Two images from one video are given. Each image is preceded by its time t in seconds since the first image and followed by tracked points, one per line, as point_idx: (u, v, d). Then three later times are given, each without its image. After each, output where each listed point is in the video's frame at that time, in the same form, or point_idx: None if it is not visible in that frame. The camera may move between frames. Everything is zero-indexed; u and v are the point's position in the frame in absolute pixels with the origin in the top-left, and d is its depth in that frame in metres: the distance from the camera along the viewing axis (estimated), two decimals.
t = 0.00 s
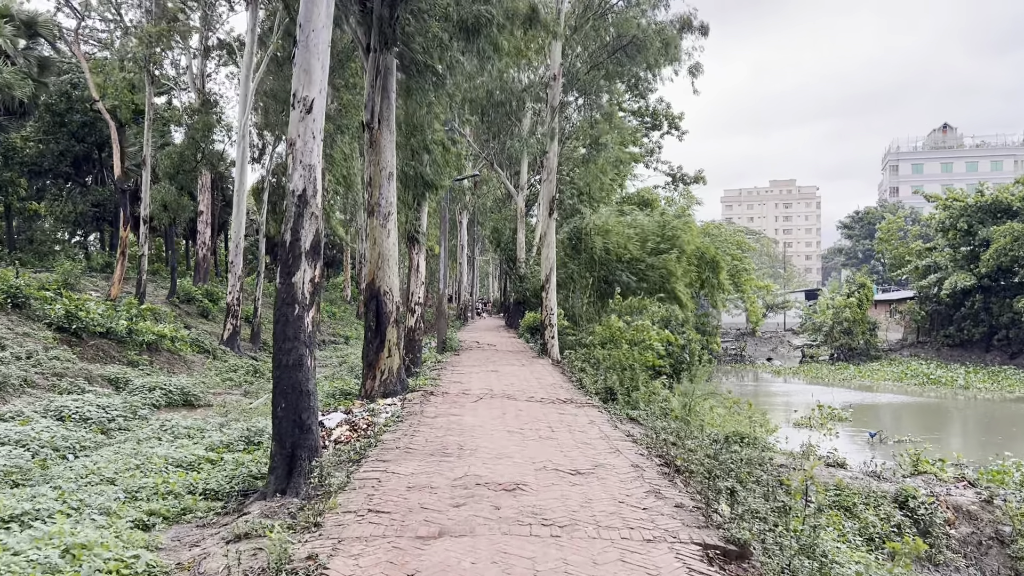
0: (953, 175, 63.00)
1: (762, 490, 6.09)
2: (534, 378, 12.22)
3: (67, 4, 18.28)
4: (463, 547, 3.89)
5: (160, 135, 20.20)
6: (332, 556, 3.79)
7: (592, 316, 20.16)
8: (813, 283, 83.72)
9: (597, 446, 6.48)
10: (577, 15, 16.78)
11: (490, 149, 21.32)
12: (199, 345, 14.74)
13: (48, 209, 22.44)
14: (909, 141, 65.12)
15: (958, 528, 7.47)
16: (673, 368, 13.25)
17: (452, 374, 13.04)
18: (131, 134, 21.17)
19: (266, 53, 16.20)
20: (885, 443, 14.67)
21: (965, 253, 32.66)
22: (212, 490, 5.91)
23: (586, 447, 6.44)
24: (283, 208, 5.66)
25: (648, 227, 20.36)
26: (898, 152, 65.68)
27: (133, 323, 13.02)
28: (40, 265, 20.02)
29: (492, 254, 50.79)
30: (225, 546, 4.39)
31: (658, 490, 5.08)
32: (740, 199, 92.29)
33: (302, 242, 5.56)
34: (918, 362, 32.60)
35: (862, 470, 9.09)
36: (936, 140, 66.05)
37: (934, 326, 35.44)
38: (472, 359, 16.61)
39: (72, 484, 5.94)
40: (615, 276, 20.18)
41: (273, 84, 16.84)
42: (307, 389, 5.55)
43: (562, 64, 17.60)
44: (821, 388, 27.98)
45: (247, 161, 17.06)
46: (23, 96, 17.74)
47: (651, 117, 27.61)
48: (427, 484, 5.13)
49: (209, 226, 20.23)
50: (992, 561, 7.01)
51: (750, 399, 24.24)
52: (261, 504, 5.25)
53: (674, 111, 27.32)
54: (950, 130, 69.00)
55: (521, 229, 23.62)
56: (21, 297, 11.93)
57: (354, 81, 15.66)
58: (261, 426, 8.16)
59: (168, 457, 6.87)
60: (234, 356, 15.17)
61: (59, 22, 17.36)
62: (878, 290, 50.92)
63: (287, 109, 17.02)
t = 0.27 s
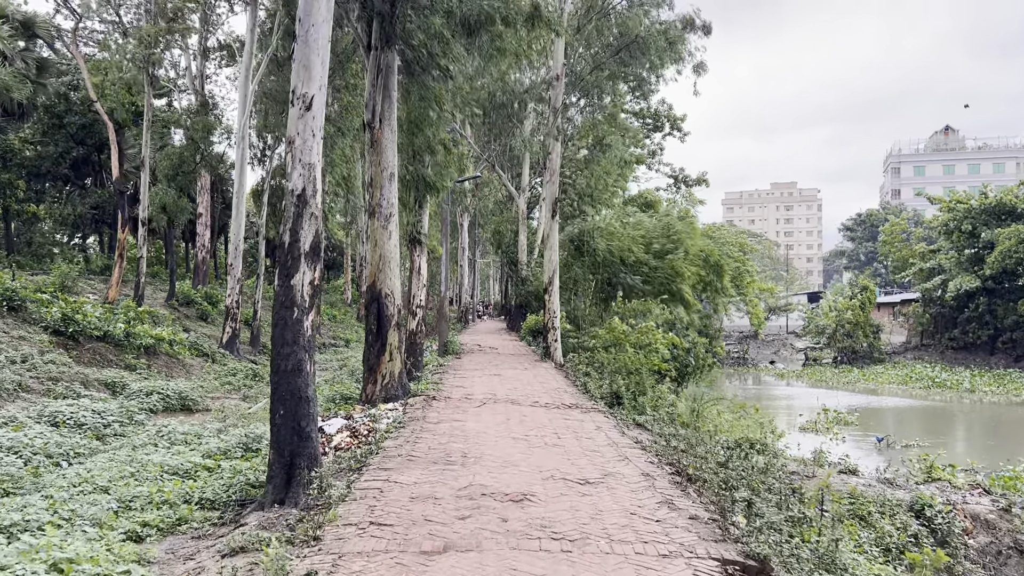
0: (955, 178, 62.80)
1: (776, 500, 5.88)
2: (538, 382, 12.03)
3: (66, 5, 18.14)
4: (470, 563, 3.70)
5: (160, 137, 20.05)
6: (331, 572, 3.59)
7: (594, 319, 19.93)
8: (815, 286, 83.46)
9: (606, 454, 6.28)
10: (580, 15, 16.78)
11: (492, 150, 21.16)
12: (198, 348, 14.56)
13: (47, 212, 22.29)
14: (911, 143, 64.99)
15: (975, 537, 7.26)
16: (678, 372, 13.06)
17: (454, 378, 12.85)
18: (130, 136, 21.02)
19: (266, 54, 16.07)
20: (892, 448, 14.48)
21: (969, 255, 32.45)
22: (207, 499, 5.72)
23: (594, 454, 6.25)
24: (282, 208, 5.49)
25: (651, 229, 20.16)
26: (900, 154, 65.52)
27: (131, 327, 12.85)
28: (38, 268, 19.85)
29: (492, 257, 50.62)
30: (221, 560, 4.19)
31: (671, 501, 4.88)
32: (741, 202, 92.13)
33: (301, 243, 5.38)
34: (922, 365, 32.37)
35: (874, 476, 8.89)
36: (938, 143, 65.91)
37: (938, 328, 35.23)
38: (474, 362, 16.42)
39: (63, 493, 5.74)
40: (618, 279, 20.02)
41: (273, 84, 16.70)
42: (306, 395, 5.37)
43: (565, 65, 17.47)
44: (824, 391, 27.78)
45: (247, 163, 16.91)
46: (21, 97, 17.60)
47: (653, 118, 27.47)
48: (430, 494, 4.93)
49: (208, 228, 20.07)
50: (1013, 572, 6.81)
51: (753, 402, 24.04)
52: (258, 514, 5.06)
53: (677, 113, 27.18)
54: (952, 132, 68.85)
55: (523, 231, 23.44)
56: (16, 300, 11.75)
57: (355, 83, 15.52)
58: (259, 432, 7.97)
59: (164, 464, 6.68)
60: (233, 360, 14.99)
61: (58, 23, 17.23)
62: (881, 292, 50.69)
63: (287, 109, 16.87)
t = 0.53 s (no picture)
0: (957, 180, 62.63)
1: (789, 507, 5.70)
2: (541, 385, 11.86)
3: (66, 6, 18.04)
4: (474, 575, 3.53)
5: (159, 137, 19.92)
6: None
7: (596, 321, 19.75)
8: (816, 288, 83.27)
9: (612, 460, 6.10)
10: (583, 14, 16.61)
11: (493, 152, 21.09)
12: (196, 351, 14.41)
13: (46, 213, 22.18)
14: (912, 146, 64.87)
15: (991, 545, 7.06)
16: (683, 375, 12.89)
17: (456, 381, 12.69)
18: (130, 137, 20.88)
19: (266, 54, 15.95)
20: (898, 452, 14.31)
21: (973, 257, 32.26)
22: (204, 506, 5.57)
23: (599, 460, 6.09)
24: (278, 207, 5.33)
25: (653, 231, 19.97)
26: (901, 156, 65.40)
27: (129, 329, 12.70)
28: (36, 270, 19.69)
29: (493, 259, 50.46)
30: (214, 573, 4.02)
31: (681, 510, 4.71)
32: (743, 204, 92.02)
33: (298, 244, 5.23)
34: (926, 368, 32.17)
35: (886, 482, 8.70)
36: (939, 145, 65.83)
37: (941, 331, 35.03)
38: (475, 365, 16.27)
39: (54, 500, 5.58)
40: (621, 281, 19.89)
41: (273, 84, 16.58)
42: (304, 401, 5.20)
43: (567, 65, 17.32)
44: (827, 394, 27.62)
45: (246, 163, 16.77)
46: (19, 98, 17.47)
47: (655, 119, 27.35)
48: (432, 503, 4.76)
49: (208, 229, 19.93)
50: None
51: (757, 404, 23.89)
52: (254, 524, 4.89)
53: (679, 114, 27.05)
54: (953, 134, 68.70)
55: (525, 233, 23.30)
56: (12, 302, 11.59)
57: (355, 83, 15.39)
58: (258, 437, 7.81)
59: (159, 470, 6.51)
60: (233, 363, 14.84)
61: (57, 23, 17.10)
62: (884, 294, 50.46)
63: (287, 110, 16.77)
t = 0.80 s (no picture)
0: (960, 181, 62.40)
1: (803, 516, 5.50)
2: (543, 388, 11.68)
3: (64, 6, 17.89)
4: None
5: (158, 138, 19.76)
6: None
7: (599, 323, 19.55)
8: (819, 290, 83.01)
9: (619, 467, 5.90)
10: (585, 12, 16.44)
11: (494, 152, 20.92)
12: (194, 353, 14.24)
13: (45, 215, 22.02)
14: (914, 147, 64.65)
15: (1009, 554, 6.86)
16: (687, 378, 12.69)
17: (458, 384, 12.51)
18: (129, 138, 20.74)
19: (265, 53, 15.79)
20: (906, 456, 14.09)
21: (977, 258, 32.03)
22: (196, 516, 5.38)
23: (605, 467, 5.89)
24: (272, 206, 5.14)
25: (656, 232, 19.75)
26: (904, 158, 65.19)
27: (125, 331, 12.52)
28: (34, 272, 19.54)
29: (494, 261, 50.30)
30: None
31: (693, 520, 4.51)
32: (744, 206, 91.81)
33: (294, 244, 5.05)
34: (931, 370, 31.92)
35: (898, 488, 8.50)
36: (942, 146, 65.60)
37: (946, 333, 34.74)
38: (477, 367, 16.09)
39: (41, 508, 5.39)
40: (624, 282, 19.70)
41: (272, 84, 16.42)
42: (300, 406, 5.01)
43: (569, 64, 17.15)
44: (832, 396, 27.40)
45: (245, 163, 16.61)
46: (17, 99, 17.33)
47: (657, 120, 27.17)
48: (433, 513, 4.56)
49: (207, 230, 19.77)
50: None
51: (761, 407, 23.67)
52: (247, 535, 4.70)
53: (681, 115, 26.88)
54: (956, 135, 68.46)
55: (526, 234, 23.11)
56: (6, 304, 11.42)
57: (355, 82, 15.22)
58: (254, 442, 7.62)
59: (151, 476, 6.33)
60: (231, 365, 14.67)
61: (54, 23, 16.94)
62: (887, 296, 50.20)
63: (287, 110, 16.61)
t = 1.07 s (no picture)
0: (963, 181, 62.11)
1: (819, 525, 5.30)
2: (547, 392, 11.48)
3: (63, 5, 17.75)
4: None
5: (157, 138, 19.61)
6: None
7: (602, 325, 19.34)
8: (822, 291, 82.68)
9: (627, 474, 5.71)
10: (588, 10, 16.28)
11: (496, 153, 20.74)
12: (193, 356, 14.08)
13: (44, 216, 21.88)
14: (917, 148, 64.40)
15: None
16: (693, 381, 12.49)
17: (460, 388, 12.32)
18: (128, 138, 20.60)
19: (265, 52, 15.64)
20: (915, 459, 13.87)
21: (982, 259, 31.78)
22: (189, 525, 5.20)
23: (613, 475, 5.70)
24: (268, 204, 4.96)
25: (659, 233, 19.56)
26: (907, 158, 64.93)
27: (123, 333, 12.35)
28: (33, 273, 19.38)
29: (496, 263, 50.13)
30: None
31: (706, 532, 4.32)
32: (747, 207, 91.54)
33: (291, 243, 4.88)
34: (937, 372, 31.65)
35: (912, 494, 8.29)
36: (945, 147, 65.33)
37: (951, 334, 34.36)
38: (479, 370, 15.90)
39: (29, 517, 5.20)
40: (628, 283, 19.50)
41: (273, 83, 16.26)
42: (296, 412, 4.83)
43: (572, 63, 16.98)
44: (837, 399, 27.16)
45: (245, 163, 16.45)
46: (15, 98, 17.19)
47: (660, 121, 26.99)
48: (435, 524, 4.37)
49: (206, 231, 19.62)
50: None
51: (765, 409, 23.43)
52: (242, 546, 4.52)
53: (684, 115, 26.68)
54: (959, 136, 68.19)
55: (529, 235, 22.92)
56: (3, 306, 11.27)
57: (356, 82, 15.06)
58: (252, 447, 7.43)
59: (145, 483, 6.15)
60: (231, 367, 14.50)
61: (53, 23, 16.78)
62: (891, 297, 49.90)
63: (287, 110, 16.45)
